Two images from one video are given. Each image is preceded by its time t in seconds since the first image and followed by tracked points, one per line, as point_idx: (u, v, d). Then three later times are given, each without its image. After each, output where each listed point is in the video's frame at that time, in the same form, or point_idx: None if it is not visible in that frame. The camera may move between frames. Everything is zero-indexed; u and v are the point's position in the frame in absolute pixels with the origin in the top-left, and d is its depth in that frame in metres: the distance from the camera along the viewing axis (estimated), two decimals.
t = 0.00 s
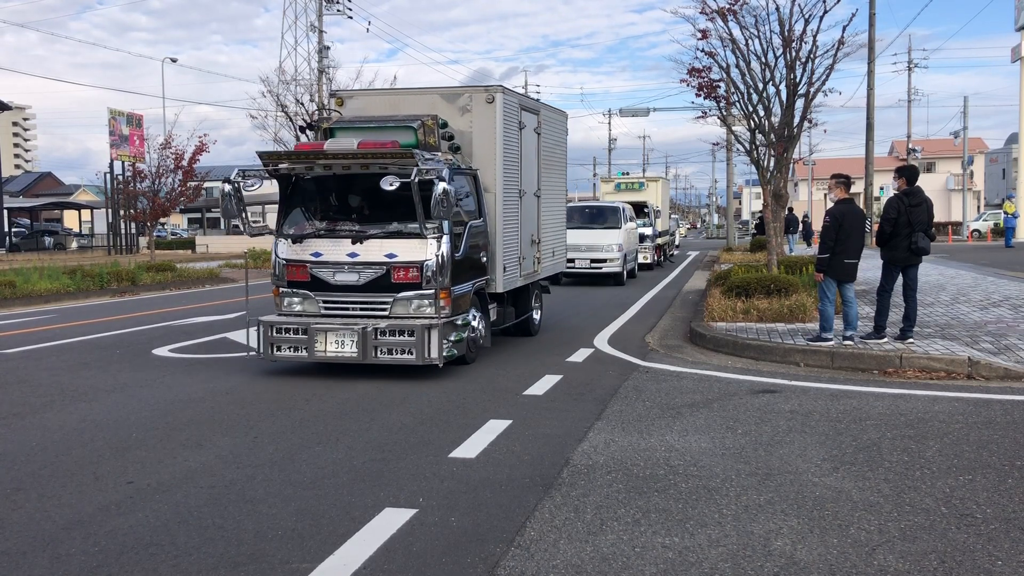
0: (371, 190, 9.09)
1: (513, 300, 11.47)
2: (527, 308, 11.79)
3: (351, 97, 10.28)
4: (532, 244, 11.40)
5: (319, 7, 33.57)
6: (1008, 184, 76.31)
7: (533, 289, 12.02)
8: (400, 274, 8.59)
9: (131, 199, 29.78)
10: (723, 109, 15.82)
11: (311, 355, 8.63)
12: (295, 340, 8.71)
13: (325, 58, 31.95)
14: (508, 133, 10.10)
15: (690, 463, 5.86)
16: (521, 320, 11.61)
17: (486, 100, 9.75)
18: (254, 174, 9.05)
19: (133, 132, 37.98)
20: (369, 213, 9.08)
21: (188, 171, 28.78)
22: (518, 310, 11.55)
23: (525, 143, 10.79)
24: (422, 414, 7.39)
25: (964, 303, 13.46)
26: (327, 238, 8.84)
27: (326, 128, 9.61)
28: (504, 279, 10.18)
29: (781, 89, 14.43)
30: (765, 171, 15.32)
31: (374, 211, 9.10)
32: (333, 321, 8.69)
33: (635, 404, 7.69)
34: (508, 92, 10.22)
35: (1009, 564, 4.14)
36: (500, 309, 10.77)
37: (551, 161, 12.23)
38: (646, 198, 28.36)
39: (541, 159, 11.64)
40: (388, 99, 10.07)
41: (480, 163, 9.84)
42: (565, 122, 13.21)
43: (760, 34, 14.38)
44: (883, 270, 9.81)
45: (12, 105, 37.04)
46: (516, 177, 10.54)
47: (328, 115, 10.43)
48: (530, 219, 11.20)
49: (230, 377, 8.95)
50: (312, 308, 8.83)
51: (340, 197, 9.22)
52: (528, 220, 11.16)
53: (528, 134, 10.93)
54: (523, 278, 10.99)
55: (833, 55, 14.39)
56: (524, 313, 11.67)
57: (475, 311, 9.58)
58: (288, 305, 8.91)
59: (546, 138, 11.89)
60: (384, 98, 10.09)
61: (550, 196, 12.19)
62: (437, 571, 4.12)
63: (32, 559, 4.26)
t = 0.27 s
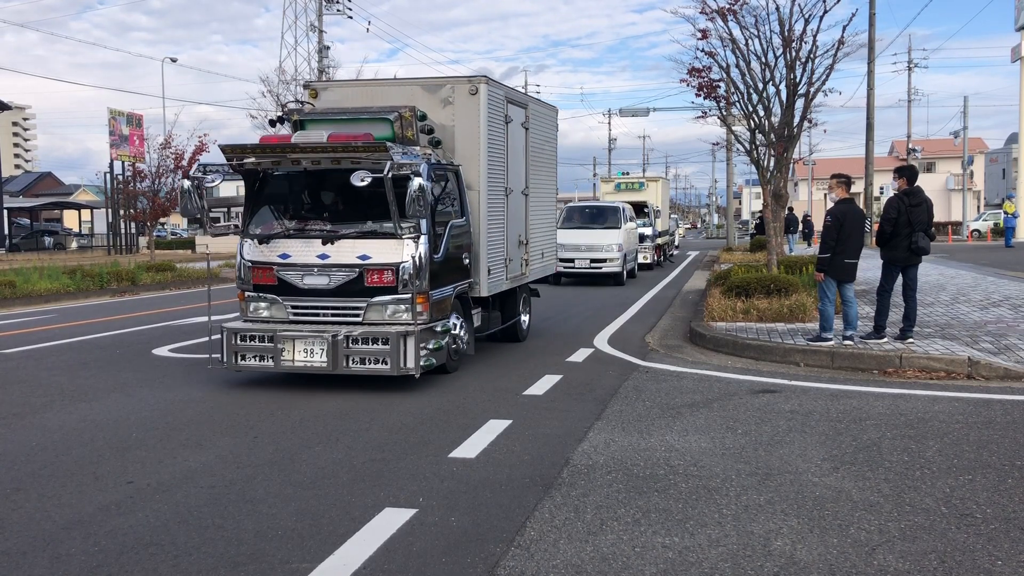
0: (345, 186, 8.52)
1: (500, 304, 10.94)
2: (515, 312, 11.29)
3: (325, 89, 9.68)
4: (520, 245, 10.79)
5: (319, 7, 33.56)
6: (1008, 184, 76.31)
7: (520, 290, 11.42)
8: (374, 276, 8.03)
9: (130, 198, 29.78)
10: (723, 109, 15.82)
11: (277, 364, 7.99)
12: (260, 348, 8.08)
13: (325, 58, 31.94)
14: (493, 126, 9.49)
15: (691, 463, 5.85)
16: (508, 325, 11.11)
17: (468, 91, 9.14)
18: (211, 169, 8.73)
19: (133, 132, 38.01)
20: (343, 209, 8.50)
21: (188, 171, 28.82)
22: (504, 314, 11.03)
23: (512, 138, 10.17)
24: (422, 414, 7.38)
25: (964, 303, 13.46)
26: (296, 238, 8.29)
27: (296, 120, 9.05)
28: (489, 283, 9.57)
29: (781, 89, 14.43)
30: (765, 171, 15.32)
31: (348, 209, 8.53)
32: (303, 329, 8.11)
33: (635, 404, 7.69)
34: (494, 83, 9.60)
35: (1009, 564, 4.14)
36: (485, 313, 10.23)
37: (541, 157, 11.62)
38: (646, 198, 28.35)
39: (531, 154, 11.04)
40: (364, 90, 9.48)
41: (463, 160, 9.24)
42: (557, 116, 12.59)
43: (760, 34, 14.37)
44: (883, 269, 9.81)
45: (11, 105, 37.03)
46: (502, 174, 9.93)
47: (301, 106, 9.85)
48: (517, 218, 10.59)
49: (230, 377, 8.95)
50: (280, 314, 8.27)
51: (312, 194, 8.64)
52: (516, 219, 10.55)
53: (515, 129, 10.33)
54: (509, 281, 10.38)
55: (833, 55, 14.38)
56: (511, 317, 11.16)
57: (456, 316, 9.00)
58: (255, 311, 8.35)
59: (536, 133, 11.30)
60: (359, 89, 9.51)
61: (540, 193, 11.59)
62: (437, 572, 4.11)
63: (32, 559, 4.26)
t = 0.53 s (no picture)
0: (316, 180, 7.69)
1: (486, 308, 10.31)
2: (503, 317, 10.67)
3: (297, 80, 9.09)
4: (506, 247, 10.22)
5: (319, 7, 33.57)
6: (1008, 184, 76.32)
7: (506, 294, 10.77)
8: (343, 281, 7.33)
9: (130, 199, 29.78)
10: (723, 109, 15.81)
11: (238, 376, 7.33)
12: (220, 358, 7.42)
13: (325, 58, 31.95)
14: (476, 119, 8.93)
15: (690, 463, 5.86)
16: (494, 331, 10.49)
17: (449, 81, 8.58)
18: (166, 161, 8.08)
19: (134, 133, 38.04)
20: (313, 205, 7.72)
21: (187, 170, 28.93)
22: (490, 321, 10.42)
23: (497, 132, 9.61)
24: (422, 414, 7.38)
25: (964, 303, 13.46)
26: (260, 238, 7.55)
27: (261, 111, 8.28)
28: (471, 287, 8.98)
29: (781, 88, 14.42)
30: (765, 171, 15.32)
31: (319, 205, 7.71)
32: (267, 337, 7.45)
33: (635, 404, 7.68)
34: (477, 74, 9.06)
35: (1009, 564, 4.14)
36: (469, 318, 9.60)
37: (529, 154, 11.06)
38: (646, 198, 28.33)
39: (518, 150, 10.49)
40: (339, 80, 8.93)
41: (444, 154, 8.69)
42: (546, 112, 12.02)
43: (760, 34, 14.37)
44: (883, 269, 9.80)
45: (11, 106, 37.02)
46: (486, 170, 9.35)
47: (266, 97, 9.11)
48: (503, 217, 10.02)
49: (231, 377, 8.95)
50: (243, 320, 7.59)
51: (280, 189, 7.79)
52: (501, 219, 9.98)
53: (500, 123, 9.79)
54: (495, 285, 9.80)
55: (833, 55, 14.37)
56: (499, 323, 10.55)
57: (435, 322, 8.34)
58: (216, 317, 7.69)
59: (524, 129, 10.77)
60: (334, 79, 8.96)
61: (528, 191, 11.05)
62: (436, 572, 4.11)
63: (32, 559, 4.26)
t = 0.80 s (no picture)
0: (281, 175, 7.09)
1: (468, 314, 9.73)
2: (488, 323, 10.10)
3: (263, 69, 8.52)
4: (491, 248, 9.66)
5: (319, 8, 33.58)
6: (1008, 184, 76.32)
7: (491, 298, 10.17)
8: (308, 286, 6.71)
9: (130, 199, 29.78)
10: (723, 109, 15.81)
11: (192, 390, 6.64)
12: (172, 371, 6.72)
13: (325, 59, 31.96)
14: (456, 111, 8.39)
15: (690, 463, 5.85)
16: (477, 338, 9.90)
17: (427, 70, 8.05)
18: (114, 154, 6.89)
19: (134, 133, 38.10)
20: (279, 203, 7.14)
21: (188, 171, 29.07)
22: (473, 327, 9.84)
23: (480, 124, 9.06)
24: (422, 414, 7.37)
25: (964, 303, 13.45)
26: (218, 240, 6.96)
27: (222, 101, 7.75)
28: (451, 290, 8.42)
29: (780, 88, 14.42)
30: (765, 171, 15.33)
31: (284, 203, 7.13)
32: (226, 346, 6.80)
33: (635, 404, 7.68)
34: (458, 63, 8.53)
35: (1009, 564, 4.14)
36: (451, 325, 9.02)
37: (516, 152, 10.55)
38: (646, 198, 28.32)
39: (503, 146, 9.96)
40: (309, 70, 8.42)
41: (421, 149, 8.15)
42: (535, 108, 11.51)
43: (760, 33, 14.36)
44: (883, 269, 9.80)
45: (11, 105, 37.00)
46: (467, 165, 8.80)
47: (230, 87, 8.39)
48: (487, 217, 9.47)
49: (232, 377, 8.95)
50: (200, 329, 6.96)
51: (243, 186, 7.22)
52: (485, 219, 9.42)
53: (483, 116, 9.27)
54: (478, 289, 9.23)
55: (833, 55, 14.36)
56: (484, 329, 9.97)
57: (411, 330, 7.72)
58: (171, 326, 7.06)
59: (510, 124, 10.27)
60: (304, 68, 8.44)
61: (514, 188, 10.50)
62: (437, 571, 4.11)
63: (32, 559, 4.26)
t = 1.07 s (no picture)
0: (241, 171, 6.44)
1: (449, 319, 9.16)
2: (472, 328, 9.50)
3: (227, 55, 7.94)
4: (473, 248, 9.05)
5: (319, 8, 33.61)
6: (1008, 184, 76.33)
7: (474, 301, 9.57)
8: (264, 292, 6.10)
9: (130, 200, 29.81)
10: (723, 109, 15.81)
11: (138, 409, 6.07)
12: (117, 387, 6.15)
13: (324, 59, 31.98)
14: (434, 102, 7.74)
15: (690, 463, 5.86)
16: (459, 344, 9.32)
17: (401, 57, 7.39)
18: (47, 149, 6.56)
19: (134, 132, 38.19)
20: (240, 202, 6.49)
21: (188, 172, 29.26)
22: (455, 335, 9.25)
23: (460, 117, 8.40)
24: (423, 414, 7.38)
25: (964, 303, 13.45)
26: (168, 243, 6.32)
27: (175, 89, 7.01)
28: (429, 295, 7.82)
29: (780, 89, 14.42)
30: (765, 171, 15.33)
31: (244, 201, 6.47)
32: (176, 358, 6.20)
33: (635, 404, 7.68)
34: (436, 49, 7.87)
35: (1009, 564, 4.14)
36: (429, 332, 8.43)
37: (500, 145, 9.93)
38: (646, 198, 28.28)
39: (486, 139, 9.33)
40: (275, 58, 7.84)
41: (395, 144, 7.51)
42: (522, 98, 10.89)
43: (760, 34, 14.36)
44: (883, 269, 9.80)
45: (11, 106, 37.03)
46: (446, 162, 8.16)
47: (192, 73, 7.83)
48: (469, 216, 8.86)
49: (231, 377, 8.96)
50: (147, 340, 6.34)
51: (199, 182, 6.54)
52: (467, 218, 8.81)
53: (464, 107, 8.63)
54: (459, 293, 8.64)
55: (833, 55, 14.36)
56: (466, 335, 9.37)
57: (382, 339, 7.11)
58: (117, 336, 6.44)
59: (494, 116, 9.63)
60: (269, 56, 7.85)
61: (498, 186, 9.88)
62: (437, 571, 4.11)
63: (32, 559, 4.26)
